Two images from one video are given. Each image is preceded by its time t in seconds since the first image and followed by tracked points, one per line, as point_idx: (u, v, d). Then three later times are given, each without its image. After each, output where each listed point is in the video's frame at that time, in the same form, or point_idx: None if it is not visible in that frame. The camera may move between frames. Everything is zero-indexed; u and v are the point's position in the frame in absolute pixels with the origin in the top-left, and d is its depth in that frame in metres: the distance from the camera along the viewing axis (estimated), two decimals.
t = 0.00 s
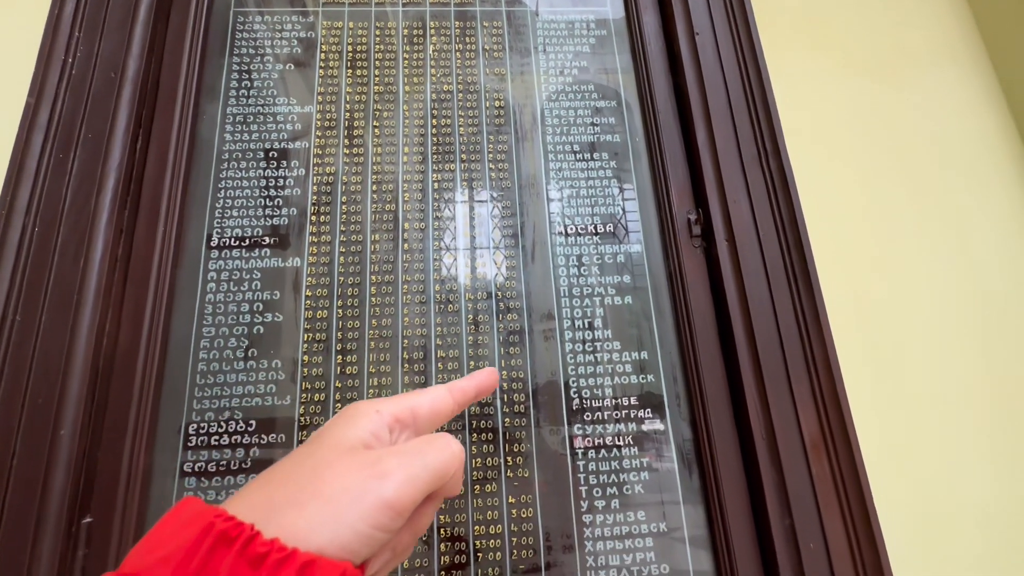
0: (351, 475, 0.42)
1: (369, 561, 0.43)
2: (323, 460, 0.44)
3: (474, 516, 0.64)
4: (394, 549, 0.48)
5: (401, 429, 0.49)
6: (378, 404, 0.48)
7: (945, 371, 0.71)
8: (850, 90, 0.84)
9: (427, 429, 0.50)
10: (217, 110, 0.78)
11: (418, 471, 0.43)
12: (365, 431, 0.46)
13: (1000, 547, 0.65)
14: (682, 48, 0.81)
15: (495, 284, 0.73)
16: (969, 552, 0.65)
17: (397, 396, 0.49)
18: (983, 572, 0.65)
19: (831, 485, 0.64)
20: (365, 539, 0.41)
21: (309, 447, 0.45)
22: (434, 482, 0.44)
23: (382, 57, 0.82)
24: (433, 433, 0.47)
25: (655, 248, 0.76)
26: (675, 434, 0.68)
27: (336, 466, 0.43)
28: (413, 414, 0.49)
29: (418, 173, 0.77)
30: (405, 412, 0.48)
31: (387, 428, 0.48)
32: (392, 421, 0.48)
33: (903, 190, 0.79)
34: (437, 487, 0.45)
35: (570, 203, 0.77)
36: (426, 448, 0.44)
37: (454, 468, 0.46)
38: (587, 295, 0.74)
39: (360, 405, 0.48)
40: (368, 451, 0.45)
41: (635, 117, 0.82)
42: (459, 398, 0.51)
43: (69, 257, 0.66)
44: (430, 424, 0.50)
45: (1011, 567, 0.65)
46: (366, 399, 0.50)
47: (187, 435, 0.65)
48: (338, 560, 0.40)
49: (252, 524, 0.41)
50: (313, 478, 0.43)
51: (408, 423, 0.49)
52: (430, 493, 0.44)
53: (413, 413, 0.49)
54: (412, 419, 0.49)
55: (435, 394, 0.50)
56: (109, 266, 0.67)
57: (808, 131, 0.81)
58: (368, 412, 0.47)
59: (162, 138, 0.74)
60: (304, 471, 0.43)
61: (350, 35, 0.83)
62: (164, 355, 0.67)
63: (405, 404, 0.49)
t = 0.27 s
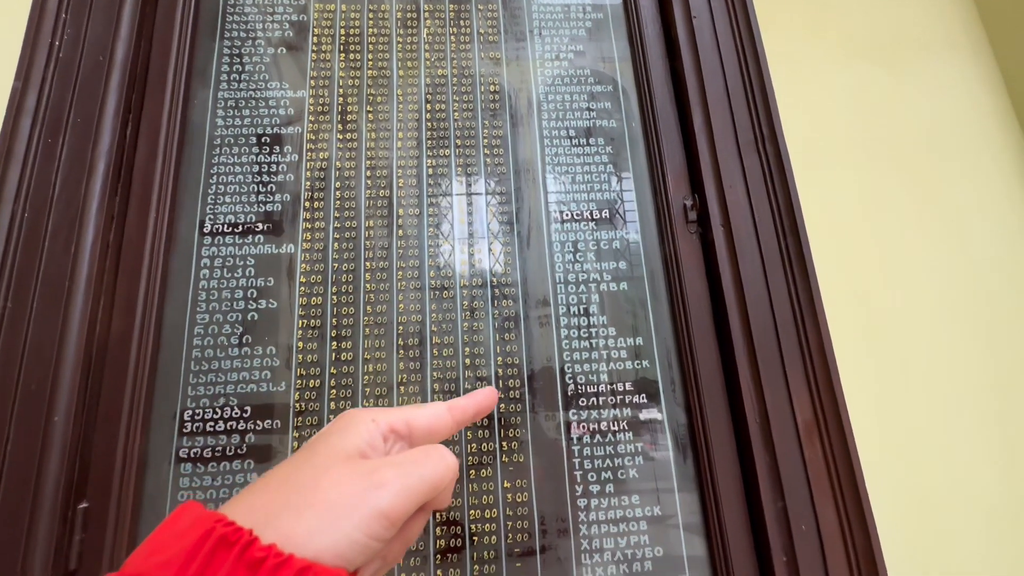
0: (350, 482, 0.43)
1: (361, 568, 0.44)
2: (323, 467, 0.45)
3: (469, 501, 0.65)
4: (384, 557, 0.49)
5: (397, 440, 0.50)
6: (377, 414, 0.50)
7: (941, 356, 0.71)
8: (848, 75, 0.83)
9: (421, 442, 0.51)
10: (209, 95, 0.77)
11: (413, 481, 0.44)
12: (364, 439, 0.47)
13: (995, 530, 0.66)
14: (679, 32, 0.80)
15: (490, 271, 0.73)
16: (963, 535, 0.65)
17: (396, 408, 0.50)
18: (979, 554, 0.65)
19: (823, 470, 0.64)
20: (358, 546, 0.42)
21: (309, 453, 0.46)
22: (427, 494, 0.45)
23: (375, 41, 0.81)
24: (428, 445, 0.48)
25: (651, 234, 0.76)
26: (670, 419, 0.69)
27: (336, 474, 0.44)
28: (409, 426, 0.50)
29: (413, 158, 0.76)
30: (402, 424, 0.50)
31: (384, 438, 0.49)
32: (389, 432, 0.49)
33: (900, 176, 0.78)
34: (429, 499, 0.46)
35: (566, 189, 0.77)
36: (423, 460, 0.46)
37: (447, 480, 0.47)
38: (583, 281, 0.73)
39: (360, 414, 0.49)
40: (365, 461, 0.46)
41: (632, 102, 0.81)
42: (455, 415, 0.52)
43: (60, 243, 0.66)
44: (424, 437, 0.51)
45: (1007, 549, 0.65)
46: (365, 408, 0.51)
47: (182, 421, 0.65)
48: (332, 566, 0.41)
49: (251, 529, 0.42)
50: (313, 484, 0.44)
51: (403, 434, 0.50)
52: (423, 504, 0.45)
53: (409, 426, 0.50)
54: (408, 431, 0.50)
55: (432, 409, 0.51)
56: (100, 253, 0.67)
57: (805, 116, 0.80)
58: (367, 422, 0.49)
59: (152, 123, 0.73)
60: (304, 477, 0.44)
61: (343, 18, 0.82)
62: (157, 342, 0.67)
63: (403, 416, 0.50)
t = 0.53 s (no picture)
0: (357, 503, 0.44)
1: None
2: (329, 487, 0.45)
3: (465, 487, 0.65)
4: None
5: (398, 461, 0.50)
6: (379, 436, 0.50)
7: (935, 344, 0.71)
8: (846, 60, 0.82)
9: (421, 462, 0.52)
10: (201, 82, 0.76)
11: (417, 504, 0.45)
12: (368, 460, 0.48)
13: (987, 515, 0.66)
14: (676, 17, 0.79)
15: (485, 259, 0.73)
16: (955, 519, 0.66)
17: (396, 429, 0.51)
18: (970, 539, 0.65)
19: (815, 456, 0.65)
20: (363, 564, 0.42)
21: (313, 476, 0.46)
22: (427, 515, 0.46)
23: (369, 27, 0.80)
24: (428, 468, 0.49)
25: (646, 222, 0.75)
26: (664, 406, 0.69)
27: (342, 495, 0.44)
28: (410, 447, 0.50)
29: (407, 145, 0.76)
30: (403, 445, 0.50)
31: (386, 459, 0.49)
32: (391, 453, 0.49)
33: (897, 163, 0.78)
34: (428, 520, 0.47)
35: (561, 177, 0.77)
36: (425, 482, 0.47)
37: (445, 503, 0.48)
38: (578, 269, 0.73)
39: (362, 436, 0.50)
40: (370, 482, 0.46)
41: (628, 88, 0.81)
42: (454, 435, 0.53)
43: (53, 231, 0.66)
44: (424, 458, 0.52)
45: (998, 533, 0.65)
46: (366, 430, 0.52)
47: (179, 409, 0.65)
48: None
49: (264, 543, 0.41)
50: (321, 503, 0.44)
51: (404, 455, 0.51)
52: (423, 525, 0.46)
53: (410, 446, 0.50)
54: (408, 451, 0.50)
55: (431, 429, 0.51)
56: (94, 240, 0.67)
57: (802, 103, 0.80)
58: (370, 443, 0.49)
59: (143, 109, 0.72)
60: (312, 497, 0.44)
61: (336, 3, 0.81)
62: (153, 330, 0.67)
63: (404, 437, 0.50)
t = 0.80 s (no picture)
0: (355, 504, 0.43)
1: None
2: (327, 488, 0.44)
3: (460, 480, 0.66)
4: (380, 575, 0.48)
5: (395, 461, 0.49)
6: (376, 436, 0.49)
7: (928, 338, 0.72)
8: (843, 54, 0.82)
9: (419, 460, 0.51)
10: (194, 75, 0.76)
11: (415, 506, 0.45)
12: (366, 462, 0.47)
13: (978, 507, 0.67)
14: (672, 9, 0.79)
15: (481, 254, 0.73)
16: (946, 511, 0.66)
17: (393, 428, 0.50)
18: (961, 531, 0.66)
19: (808, 449, 0.65)
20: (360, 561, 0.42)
21: (310, 475, 0.45)
22: (423, 515, 0.46)
23: (363, 19, 0.80)
24: (425, 468, 0.49)
25: (642, 215, 0.75)
26: (658, 399, 0.69)
27: (339, 496, 0.43)
28: (406, 447, 0.49)
29: (402, 139, 0.76)
30: (400, 444, 0.49)
31: (383, 459, 0.48)
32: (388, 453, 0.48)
33: (892, 157, 0.78)
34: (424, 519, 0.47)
35: (556, 170, 0.76)
36: (421, 484, 0.46)
37: (441, 503, 0.48)
38: (573, 263, 0.73)
39: (359, 437, 0.49)
40: (367, 483, 0.45)
41: (624, 82, 0.80)
42: (451, 432, 0.51)
43: (45, 226, 0.65)
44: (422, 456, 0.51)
45: (988, 525, 0.66)
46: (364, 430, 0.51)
47: (174, 403, 0.65)
48: None
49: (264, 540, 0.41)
50: (319, 503, 0.43)
51: (401, 455, 0.49)
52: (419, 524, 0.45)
53: (406, 445, 0.49)
54: (404, 451, 0.49)
55: (427, 427, 0.50)
56: (87, 235, 0.67)
57: (798, 96, 0.80)
58: (367, 443, 0.48)
59: (135, 102, 0.72)
60: (310, 496, 0.43)
61: None
62: (147, 324, 0.67)
63: (400, 436, 0.49)
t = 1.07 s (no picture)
0: (359, 499, 0.43)
1: None
2: (332, 483, 0.44)
3: (457, 473, 0.66)
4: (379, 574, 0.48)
5: (398, 459, 0.49)
6: (380, 434, 0.49)
7: (924, 331, 0.72)
8: (842, 47, 0.82)
9: (421, 459, 0.51)
10: (189, 67, 0.75)
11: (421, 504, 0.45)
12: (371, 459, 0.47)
13: (971, 499, 0.67)
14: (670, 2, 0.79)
15: (478, 247, 0.72)
16: (940, 503, 0.67)
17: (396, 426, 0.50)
18: (954, 522, 0.66)
19: (803, 441, 0.65)
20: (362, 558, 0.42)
21: (316, 471, 0.45)
22: (425, 513, 0.45)
23: (360, 11, 0.79)
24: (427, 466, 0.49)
25: (639, 209, 0.75)
26: (655, 393, 0.70)
27: (344, 491, 0.43)
28: (410, 444, 0.49)
29: (399, 132, 0.75)
30: (404, 442, 0.49)
31: (388, 457, 0.48)
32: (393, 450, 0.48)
33: (889, 150, 0.78)
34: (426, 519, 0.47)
35: (554, 164, 0.76)
36: (425, 481, 0.46)
37: (443, 503, 0.47)
38: (571, 257, 0.73)
39: (364, 434, 0.49)
40: (372, 479, 0.45)
41: (621, 75, 0.80)
42: (453, 430, 0.52)
43: (40, 219, 0.65)
44: (424, 454, 0.51)
45: (981, 516, 0.67)
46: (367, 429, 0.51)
47: (171, 396, 0.65)
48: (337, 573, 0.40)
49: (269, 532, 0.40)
50: (324, 498, 0.43)
51: (405, 453, 0.50)
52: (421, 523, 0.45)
53: (411, 443, 0.49)
54: (409, 449, 0.49)
55: (430, 425, 0.51)
56: (82, 228, 0.66)
57: (797, 90, 0.79)
58: (372, 440, 0.48)
59: (130, 94, 0.71)
60: (316, 491, 0.43)
61: None
62: (143, 317, 0.67)
63: (404, 434, 0.50)
